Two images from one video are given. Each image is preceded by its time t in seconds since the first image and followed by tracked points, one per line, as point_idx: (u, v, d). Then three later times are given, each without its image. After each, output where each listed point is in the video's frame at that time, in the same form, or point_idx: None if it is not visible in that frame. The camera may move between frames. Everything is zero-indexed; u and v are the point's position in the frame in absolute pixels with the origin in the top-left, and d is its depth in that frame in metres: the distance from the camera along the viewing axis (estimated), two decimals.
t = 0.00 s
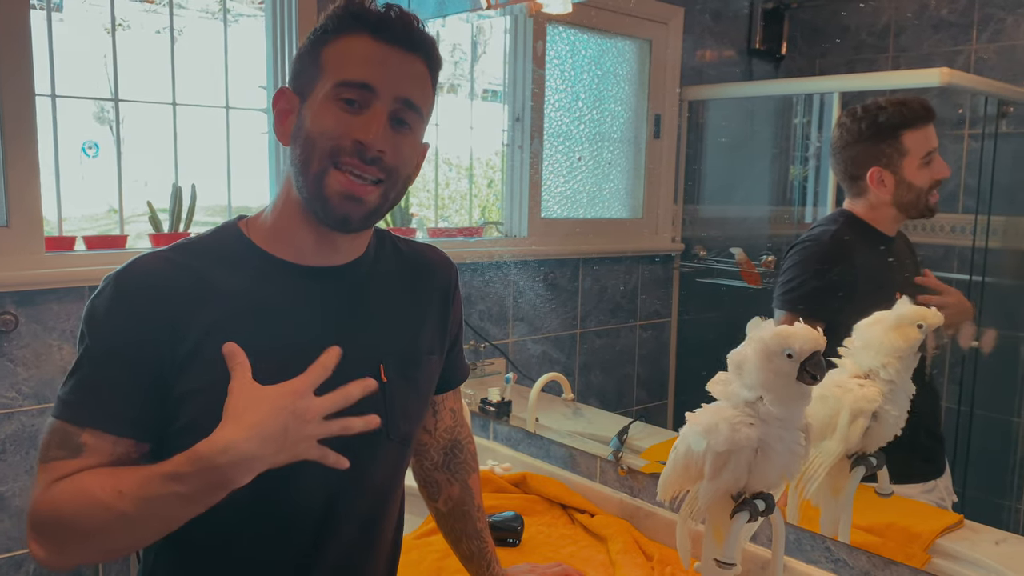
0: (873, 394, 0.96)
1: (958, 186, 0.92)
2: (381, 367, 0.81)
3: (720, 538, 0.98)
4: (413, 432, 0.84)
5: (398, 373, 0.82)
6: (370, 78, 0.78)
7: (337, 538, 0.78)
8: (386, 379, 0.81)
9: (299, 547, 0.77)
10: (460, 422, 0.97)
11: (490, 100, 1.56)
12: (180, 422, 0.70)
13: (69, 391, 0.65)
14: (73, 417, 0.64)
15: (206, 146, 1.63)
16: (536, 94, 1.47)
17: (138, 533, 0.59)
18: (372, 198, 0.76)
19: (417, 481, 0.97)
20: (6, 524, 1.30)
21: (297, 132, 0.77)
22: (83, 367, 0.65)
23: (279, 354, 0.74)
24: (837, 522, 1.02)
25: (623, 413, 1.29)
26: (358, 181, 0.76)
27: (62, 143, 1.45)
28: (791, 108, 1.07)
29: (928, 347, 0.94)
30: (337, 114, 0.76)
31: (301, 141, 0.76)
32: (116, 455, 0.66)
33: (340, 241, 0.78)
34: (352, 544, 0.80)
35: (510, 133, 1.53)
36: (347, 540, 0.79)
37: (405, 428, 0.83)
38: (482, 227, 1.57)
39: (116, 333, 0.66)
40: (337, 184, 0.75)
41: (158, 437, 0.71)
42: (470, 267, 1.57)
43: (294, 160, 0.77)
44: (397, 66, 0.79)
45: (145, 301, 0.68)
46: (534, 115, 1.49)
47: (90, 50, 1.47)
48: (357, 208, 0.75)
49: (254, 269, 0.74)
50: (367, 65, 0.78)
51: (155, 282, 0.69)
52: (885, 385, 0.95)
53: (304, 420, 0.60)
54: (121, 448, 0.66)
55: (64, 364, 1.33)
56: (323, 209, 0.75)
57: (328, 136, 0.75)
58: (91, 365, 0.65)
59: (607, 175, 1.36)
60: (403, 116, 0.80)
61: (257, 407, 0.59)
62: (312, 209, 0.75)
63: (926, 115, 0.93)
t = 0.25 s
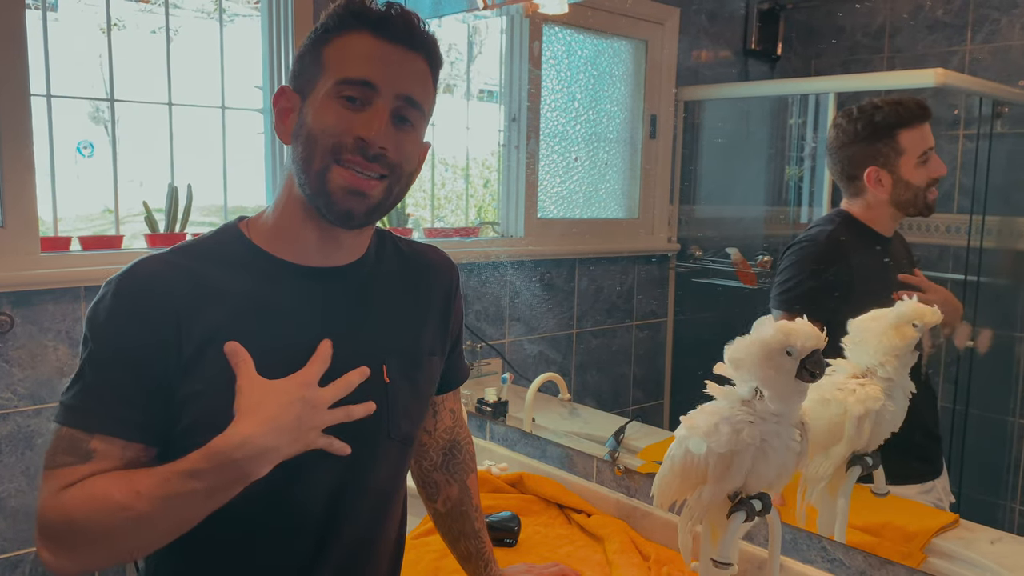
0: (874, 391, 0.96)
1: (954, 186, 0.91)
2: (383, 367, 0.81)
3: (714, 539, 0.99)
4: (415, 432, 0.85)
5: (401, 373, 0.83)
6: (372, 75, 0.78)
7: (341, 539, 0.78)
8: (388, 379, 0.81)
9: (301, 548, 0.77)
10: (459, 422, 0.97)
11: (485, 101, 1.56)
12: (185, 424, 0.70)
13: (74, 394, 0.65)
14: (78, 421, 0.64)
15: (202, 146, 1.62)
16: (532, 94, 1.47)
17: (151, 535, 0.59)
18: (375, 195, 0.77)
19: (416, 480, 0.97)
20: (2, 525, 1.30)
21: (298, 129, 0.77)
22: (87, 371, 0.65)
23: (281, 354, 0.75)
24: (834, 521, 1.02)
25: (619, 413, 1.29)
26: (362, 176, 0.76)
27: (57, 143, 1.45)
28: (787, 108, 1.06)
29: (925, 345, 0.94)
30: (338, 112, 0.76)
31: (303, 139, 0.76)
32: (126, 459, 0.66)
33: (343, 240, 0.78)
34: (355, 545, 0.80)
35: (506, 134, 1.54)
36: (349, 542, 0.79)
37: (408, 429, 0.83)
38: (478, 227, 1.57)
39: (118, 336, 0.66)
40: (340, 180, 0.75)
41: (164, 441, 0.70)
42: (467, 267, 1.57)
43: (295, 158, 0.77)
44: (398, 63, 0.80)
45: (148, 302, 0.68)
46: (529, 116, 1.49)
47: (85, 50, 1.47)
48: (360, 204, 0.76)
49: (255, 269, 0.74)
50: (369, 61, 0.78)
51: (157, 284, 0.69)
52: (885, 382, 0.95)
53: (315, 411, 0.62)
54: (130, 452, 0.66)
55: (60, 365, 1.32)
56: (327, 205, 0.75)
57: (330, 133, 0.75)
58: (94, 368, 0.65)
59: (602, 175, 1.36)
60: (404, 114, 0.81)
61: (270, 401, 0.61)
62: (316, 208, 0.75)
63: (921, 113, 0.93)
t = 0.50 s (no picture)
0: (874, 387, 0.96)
1: (950, 186, 0.91)
2: (386, 366, 0.82)
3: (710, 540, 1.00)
4: (418, 432, 0.85)
5: (404, 372, 0.83)
6: (374, 76, 0.78)
7: (343, 541, 0.78)
8: (392, 378, 0.82)
9: (303, 549, 0.77)
10: (458, 422, 0.97)
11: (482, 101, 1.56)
12: (190, 425, 0.70)
13: (80, 398, 0.64)
14: (84, 426, 0.63)
15: (199, 145, 1.62)
16: (530, 94, 1.47)
17: (161, 539, 0.60)
18: (378, 195, 0.77)
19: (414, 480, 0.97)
20: None
21: (300, 130, 0.77)
22: (91, 375, 0.64)
23: (284, 355, 0.75)
24: (831, 520, 1.03)
25: (617, 412, 1.30)
26: (365, 177, 0.76)
27: (54, 143, 1.45)
28: (784, 108, 1.05)
29: (925, 343, 0.95)
30: (340, 113, 0.76)
31: (305, 141, 0.76)
32: (133, 464, 0.66)
33: (346, 240, 0.78)
34: (358, 546, 0.80)
35: (503, 134, 1.54)
36: (351, 544, 0.79)
37: (411, 429, 0.83)
38: (476, 228, 1.57)
39: (122, 341, 0.66)
40: (344, 182, 0.75)
41: (170, 443, 0.70)
42: (464, 267, 1.57)
43: (297, 159, 0.76)
44: (399, 63, 0.80)
45: (151, 304, 0.68)
46: (526, 117, 1.49)
47: (81, 49, 1.46)
48: (363, 204, 0.76)
49: (258, 270, 0.74)
50: (371, 61, 0.78)
51: (160, 286, 0.69)
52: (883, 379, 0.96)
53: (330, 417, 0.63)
54: (138, 457, 0.66)
55: (57, 365, 1.32)
56: (330, 206, 0.75)
57: (333, 135, 0.75)
58: (99, 372, 0.64)
59: (600, 176, 1.36)
60: (406, 114, 0.81)
61: (288, 406, 0.61)
62: (320, 209, 0.75)
63: (920, 114, 0.93)
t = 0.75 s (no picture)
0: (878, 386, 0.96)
1: (947, 187, 0.92)
2: (387, 368, 0.82)
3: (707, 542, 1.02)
4: (417, 433, 0.85)
5: (404, 374, 0.83)
6: (375, 77, 0.79)
7: (344, 543, 0.78)
8: (393, 380, 0.82)
9: (303, 551, 0.77)
10: (456, 422, 0.97)
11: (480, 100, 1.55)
12: (190, 430, 0.70)
13: (80, 406, 0.64)
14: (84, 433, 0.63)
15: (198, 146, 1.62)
16: (528, 94, 1.47)
17: (154, 549, 0.59)
18: (383, 197, 0.78)
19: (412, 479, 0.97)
20: None
21: (302, 133, 0.77)
22: (90, 382, 0.64)
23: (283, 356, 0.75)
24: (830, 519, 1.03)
25: (614, 412, 1.30)
26: (371, 179, 0.77)
27: (51, 143, 1.44)
28: (781, 108, 1.06)
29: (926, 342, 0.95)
30: (343, 115, 0.77)
31: (308, 144, 0.76)
32: (131, 469, 0.66)
33: (348, 240, 0.78)
34: (357, 547, 0.80)
35: (501, 133, 1.53)
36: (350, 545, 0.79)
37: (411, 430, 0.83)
38: (474, 228, 1.56)
39: (121, 346, 0.65)
40: (351, 184, 0.76)
41: (170, 448, 0.70)
42: (462, 267, 1.57)
43: (300, 161, 0.77)
44: (399, 64, 0.81)
45: (150, 309, 0.67)
46: (524, 116, 1.49)
47: (78, 48, 1.46)
48: (368, 204, 0.77)
49: (258, 271, 0.74)
50: (371, 63, 0.79)
51: (159, 290, 0.68)
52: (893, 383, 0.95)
53: (307, 434, 0.60)
54: (135, 463, 0.66)
55: (54, 366, 1.32)
56: (335, 209, 0.76)
57: (337, 138, 0.76)
58: (98, 378, 0.64)
59: (597, 175, 1.36)
60: (406, 114, 0.82)
61: (262, 420, 0.59)
62: (325, 212, 0.76)
63: (920, 114, 0.93)
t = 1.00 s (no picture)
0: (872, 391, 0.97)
1: (946, 187, 0.92)
2: (383, 368, 0.81)
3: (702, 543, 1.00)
4: (415, 434, 0.84)
5: (400, 375, 0.82)
6: (371, 79, 0.77)
7: (338, 542, 0.79)
8: (389, 381, 0.81)
9: (301, 550, 0.77)
10: (454, 422, 0.97)
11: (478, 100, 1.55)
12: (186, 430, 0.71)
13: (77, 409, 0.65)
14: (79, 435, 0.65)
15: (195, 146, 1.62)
16: (527, 94, 1.47)
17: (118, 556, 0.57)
18: (380, 202, 0.77)
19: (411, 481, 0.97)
20: None
21: (297, 137, 0.76)
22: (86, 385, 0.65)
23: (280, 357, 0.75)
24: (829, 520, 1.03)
25: (613, 412, 1.30)
26: (367, 185, 0.76)
27: (48, 143, 1.44)
28: (780, 109, 1.05)
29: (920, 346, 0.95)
30: (338, 119, 0.76)
31: (304, 149, 0.76)
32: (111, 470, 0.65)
33: (343, 243, 0.78)
34: (353, 547, 0.80)
35: (500, 133, 1.53)
36: (347, 545, 0.80)
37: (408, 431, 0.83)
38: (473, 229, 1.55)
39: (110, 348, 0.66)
40: (346, 190, 0.75)
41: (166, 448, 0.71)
42: (461, 267, 1.57)
43: (297, 166, 0.76)
44: (395, 65, 0.79)
45: (143, 313, 0.68)
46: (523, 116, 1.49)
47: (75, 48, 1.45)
48: (366, 211, 0.76)
49: (256, 272, 0.74)
50: (367, 64, 0.77)
51: (153, 293, 0.69)
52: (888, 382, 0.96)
53: (197, 476, 0.49)
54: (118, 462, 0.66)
55: (54, 366, 1.32)
56: (334, 216, 0.75)
57: (333, 143, 0.75)
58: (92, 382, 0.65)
59: (596, 175, 1.36)
60: (403, 116, 0.80)
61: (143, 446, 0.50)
62: (321, 217, 0.75)
63: (921, 115, 0.93)
